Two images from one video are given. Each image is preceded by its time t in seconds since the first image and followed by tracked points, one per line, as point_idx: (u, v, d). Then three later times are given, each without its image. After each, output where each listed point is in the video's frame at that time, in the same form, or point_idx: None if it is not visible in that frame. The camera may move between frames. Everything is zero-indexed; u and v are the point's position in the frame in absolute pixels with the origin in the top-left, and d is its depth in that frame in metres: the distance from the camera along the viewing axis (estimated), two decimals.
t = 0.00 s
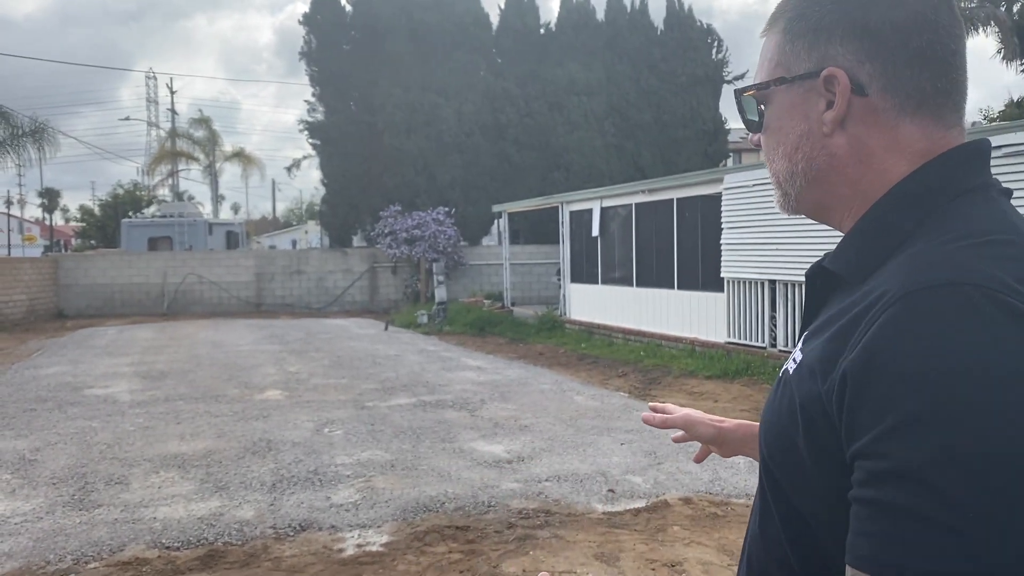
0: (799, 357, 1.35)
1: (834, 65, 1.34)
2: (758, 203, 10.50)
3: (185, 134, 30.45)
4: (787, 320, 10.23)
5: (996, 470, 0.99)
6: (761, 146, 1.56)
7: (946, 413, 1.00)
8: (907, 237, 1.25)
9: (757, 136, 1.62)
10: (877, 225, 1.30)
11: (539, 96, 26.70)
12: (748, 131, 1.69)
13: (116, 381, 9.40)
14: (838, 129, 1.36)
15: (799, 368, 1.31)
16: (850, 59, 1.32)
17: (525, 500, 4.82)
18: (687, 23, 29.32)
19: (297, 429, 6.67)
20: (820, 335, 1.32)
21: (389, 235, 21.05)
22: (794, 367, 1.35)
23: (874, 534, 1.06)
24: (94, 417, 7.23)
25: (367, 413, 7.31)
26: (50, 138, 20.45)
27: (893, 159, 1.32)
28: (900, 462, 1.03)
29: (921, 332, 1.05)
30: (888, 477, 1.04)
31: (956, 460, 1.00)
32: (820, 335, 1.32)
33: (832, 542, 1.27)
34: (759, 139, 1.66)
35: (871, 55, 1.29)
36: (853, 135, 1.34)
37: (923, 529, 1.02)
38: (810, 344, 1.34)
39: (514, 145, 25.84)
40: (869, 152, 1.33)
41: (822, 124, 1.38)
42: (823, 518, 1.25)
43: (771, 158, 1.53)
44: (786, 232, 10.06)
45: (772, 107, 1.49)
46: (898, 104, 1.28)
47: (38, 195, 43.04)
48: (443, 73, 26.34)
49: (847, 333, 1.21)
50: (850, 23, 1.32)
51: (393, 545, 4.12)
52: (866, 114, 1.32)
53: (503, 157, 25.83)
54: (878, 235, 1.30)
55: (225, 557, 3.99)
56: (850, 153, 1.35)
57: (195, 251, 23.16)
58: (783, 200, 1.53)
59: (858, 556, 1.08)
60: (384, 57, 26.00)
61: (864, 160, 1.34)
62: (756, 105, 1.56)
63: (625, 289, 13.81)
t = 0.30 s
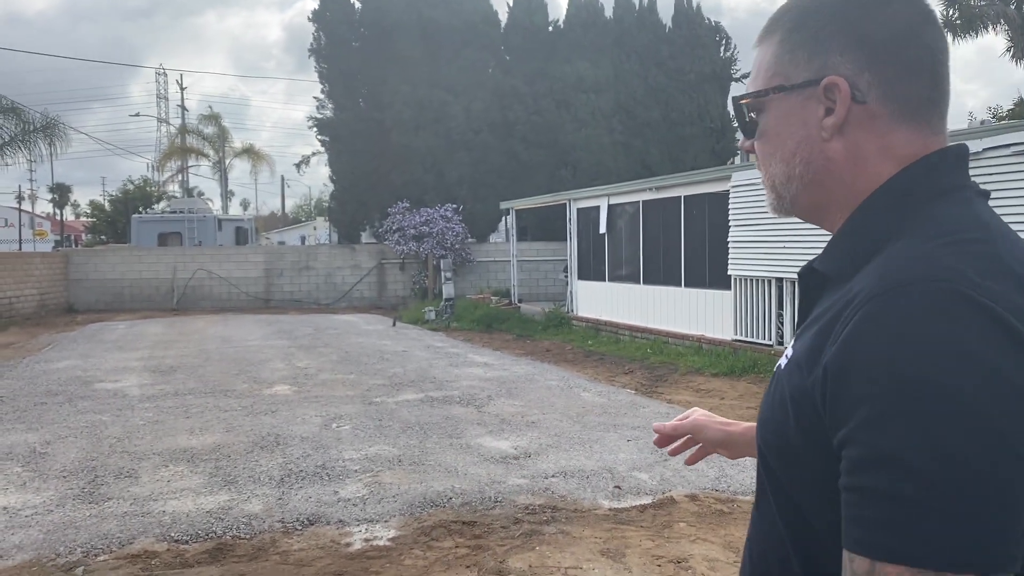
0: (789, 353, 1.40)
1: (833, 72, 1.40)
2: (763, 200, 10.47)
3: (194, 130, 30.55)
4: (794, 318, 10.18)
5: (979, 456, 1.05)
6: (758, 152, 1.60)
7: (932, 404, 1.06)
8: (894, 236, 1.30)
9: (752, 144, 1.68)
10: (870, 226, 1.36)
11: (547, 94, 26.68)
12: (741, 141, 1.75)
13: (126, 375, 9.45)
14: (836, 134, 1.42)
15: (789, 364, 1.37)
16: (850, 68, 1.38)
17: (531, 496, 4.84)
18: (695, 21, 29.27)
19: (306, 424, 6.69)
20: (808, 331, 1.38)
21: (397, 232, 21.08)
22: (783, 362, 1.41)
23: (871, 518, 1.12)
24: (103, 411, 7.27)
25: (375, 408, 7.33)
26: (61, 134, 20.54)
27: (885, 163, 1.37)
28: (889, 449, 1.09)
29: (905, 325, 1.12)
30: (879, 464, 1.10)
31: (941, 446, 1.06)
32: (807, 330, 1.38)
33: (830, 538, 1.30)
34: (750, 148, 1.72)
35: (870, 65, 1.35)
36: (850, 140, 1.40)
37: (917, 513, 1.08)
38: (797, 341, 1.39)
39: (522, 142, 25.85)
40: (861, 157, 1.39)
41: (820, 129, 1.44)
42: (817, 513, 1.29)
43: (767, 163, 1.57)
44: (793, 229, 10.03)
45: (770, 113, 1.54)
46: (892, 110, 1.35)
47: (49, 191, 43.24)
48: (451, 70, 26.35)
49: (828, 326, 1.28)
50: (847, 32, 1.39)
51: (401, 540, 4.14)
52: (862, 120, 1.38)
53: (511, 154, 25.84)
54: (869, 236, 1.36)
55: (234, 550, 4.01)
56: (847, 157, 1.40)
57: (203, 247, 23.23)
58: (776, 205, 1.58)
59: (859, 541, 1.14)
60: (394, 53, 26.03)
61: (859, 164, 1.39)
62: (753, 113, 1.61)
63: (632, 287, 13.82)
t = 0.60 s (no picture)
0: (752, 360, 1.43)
1: (760, 98, 1.46)
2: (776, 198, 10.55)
3: (205, 125, 30.63)
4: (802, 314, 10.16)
5: (950, 442, 1.08)
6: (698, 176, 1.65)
7: (895, 392, 1.10)
8: (829, 239, 1.35)
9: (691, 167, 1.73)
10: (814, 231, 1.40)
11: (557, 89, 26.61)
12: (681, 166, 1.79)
13: (136, 369, 9.50)
14: (769, 157, 1.47)
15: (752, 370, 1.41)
16: (776, 94, 1.43)
17: (540, 492, 4.84)
18: (707, 16, 29.13)
19: (315, 418, 6.71)
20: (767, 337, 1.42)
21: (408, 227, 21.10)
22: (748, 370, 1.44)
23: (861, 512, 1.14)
24: (114, 404, 7.32)
25: (384, 403, 7.35)
26: (73, 127, 20.63)
27: (814, 179, 1.43)
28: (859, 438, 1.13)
29: (858, 320, 1.15)
30: (855, 458, 1.13)
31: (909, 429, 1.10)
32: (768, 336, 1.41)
33: (805, 538, 1.32)
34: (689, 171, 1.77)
35: (794, 88, 1.41)
36: (782, 160, 1.45)
37: (891, 503, 1.11)
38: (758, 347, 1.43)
39: (532, 138, 25.82)
40: (791, 174, 1.44)
41: (754, 152, 1.48)
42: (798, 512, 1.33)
43: (707, 186, 1.62)
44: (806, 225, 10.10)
45: (704, 140, 1.59)
46: (816, 129, 1.40)
47: (61, 184, 43.46)
48: (461, 65, 26.31)
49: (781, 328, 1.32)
50: (766, 57, 1.46)
51: (409, 534, 4.15)
52: (790, 139, 1.43)
53: (521, 149, 25.85)
54: (807, 244, 1.41)
55: (243, 543, 4.03)
56: (779, 176, 1.46)
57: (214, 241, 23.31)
58: (722, 224, 1.63)
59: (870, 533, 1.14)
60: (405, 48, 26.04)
61: (791, 183, 1.45)
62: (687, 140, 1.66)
63: (641, 283, 13.80)
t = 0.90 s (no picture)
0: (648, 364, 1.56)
1: (647, 130, 1.64)
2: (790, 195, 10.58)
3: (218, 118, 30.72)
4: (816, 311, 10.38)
5: (814, 439, 1.22)
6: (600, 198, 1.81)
7: (759, 400, 1.24)
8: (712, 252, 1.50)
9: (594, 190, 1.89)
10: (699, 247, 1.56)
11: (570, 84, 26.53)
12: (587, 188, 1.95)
13: (148, 361, 9.53)
14: (659, 180, 1.64)
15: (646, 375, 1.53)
16: (661, 125, 1.62)
17: (550, 486, 4.83)
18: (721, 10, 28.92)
19: (326, 411, 6.72)
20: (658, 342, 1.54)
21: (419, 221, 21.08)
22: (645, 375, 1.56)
23: (749, 508, 1.28)
24: (125, 396, 7.35)
25: (394, 396, 7.35)
26: (85, 121, 20.84)
27: (698, 199, 1.61)
28: (741, 438, 1.25)
29: (729, 339, 1.28)
30: (732, 460, 1.27)
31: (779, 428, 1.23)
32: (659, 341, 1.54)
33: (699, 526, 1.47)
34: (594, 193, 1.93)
35: (675, 120, 1.59)
36: (668, 183, 1.63)
37: (768, 498, 1.25)
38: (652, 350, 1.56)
39: (544, 133, 25.78)
40: (679, 195, 1.62)
41: (644, 176, 1.66)
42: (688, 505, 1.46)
43: (609, 208, 1.79)
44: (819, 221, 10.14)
45: (603, 166, 1.75)
46: (697, 155, 1.58)
47: (75, 177, 43.70)
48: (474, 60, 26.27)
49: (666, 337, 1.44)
50: (651, 92, 1.63)
51: (419, 527, 4.15)
52: (675, 165, 1.61)
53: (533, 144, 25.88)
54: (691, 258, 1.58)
55: (253, 535, 4.05)
56: (667, 198, 1.63)
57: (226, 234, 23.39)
58: (623, 242, 1.80)
59: (762, 524, 1.28)
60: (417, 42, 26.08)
61: (678, 203, 1.63)
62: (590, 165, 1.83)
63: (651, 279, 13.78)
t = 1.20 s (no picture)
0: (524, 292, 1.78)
1: (523, 111, 1.76)
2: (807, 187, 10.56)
3: (233, 113, 30.88)
4: (834, 306, 10.38)
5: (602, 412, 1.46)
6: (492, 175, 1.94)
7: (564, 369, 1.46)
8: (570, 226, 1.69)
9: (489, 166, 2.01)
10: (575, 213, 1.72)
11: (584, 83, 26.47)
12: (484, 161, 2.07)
13: (161, 353, 9.56)
14: (536, 158, 1.77)
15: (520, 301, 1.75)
16: (536, 107, 1.74)
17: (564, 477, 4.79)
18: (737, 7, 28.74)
19: (338, 404, 6.71)
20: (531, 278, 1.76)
21: (431, 215, 21.13)
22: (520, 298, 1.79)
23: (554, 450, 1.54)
24: (138, 387, 7.37)
25: (407, 390, 7.33)
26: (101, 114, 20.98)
27: (569, 175, 1.75)
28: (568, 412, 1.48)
29: (556, 308, 1.47)
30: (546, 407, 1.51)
31: (619, 398, 1.46)
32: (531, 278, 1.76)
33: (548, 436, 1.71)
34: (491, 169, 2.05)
35: (547, 104, 1.72)
36: (544, 161, 1.75)
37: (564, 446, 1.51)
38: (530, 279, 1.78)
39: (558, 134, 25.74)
40: (554, 171, 1.75)
41: (524, 155, 1.78)
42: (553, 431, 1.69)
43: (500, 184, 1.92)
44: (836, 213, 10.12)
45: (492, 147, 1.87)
46: (568, 136, 1.72)
47: (92, 173, 44.01)
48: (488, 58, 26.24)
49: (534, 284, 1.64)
50: (526, 76, 1.75)
51: (432, 521, 4.12)
52: (549, 144, 1.74)
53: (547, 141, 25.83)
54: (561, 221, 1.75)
55: (265, 528, 4.03)
56: (545, 174, 1.76)
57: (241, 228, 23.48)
58: (515, 213, 1.93)
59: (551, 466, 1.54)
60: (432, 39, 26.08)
61: (553, 177, 1.76)
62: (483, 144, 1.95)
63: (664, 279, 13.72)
